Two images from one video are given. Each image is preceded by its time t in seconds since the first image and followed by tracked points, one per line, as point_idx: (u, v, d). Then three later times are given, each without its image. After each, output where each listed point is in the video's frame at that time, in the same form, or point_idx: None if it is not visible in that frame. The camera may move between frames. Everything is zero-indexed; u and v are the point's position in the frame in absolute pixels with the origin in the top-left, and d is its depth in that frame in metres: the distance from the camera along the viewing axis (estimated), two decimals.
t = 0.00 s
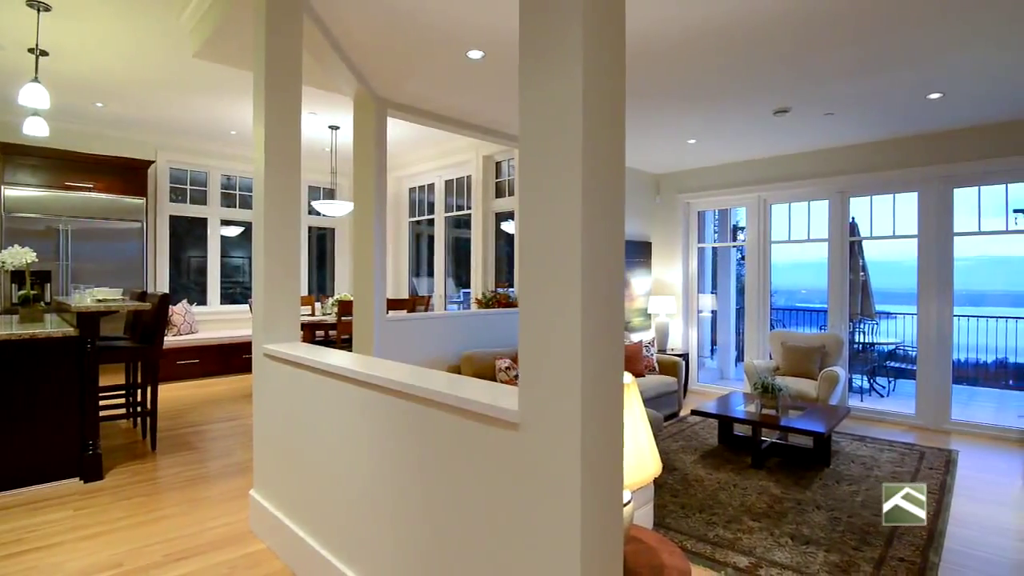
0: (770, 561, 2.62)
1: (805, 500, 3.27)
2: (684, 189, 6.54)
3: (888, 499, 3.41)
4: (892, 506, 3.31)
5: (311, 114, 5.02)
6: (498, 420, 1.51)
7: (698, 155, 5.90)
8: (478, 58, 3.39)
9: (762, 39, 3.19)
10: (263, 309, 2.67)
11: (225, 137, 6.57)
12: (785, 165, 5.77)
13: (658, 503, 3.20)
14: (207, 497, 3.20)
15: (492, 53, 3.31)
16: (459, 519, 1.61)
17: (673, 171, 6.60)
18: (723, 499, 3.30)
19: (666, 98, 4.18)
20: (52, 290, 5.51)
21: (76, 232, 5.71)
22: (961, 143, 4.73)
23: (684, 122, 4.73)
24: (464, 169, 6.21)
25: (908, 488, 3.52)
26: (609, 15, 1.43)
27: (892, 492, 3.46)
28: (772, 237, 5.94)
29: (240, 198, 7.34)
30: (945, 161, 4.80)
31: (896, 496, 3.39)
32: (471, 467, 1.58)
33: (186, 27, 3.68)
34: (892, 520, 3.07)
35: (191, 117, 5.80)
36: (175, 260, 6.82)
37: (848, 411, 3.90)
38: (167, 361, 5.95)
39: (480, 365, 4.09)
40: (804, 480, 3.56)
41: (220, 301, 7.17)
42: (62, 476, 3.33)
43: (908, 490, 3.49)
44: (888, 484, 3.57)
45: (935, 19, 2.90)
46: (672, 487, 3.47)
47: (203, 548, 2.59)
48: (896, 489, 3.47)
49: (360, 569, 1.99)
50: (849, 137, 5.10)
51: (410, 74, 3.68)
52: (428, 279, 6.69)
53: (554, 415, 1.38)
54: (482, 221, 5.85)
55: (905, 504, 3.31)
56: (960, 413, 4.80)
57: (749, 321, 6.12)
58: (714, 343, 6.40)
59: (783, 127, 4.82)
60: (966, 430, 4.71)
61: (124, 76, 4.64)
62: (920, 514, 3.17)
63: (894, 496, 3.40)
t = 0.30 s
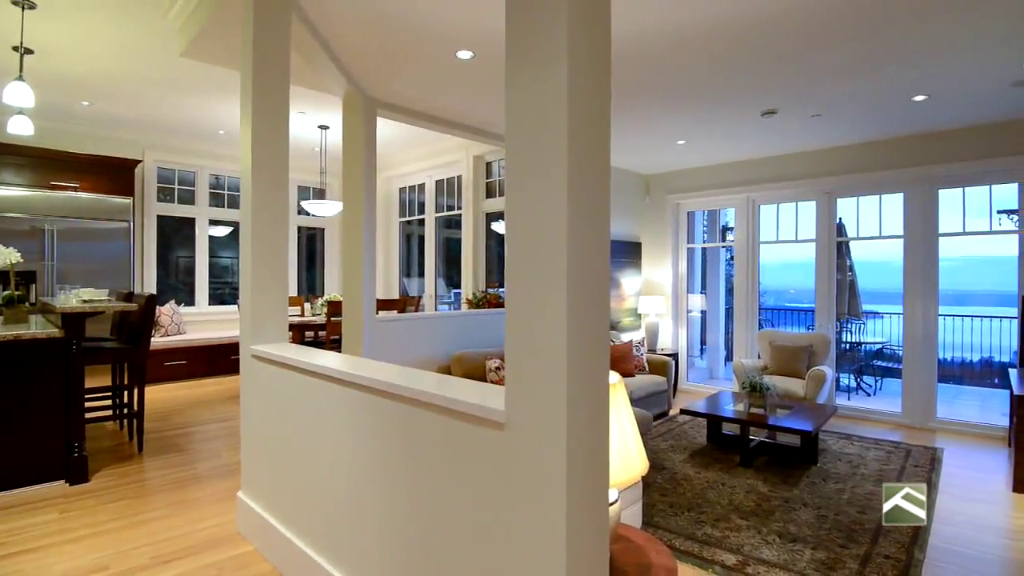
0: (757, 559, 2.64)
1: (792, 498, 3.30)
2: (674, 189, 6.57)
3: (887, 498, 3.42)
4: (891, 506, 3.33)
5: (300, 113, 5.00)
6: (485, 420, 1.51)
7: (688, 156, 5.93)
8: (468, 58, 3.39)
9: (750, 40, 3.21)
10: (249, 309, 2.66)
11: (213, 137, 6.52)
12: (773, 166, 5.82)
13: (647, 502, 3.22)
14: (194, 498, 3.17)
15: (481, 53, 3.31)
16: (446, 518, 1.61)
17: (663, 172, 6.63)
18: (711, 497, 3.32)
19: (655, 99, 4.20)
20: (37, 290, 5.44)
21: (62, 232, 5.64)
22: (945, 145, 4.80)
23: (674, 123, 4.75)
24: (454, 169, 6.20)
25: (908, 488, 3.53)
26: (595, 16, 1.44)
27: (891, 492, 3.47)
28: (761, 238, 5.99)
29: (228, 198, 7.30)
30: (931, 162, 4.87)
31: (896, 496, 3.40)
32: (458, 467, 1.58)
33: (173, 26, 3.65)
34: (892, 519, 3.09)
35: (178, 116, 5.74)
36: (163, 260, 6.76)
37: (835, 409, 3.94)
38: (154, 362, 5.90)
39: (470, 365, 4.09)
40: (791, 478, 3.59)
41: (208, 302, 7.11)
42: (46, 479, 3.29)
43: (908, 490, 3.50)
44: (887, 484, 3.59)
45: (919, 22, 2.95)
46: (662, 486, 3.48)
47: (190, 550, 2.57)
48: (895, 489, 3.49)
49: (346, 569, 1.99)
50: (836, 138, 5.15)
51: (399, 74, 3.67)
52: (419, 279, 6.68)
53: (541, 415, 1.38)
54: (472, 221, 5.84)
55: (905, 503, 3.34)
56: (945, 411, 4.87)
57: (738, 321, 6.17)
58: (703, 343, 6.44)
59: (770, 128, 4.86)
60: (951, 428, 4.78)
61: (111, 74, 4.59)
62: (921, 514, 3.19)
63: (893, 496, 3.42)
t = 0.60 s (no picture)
0: (743, 557, 2.67)
1: (778, 496, 3.33)
2: (662, 190, 6.61)
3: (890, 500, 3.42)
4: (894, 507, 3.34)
5: (288, 113, 4.97)
6: (471, 420, 1.51)
7: (677, 157, 5.96)
8: (457, 58, 3.39)
9: (738, 42, 3.23)
10: (236, 309, 2.64)
11: (200, 136, 6.47)
12: (761, 167, 5.86)
13: (635, 501, 3.23)
14: (180, 501, 3.14)
15: (470, 53, 3.31)
16: (432, 518, 1.61)
17: (651, 173, 6.66)
18: (699, 496, 3.34)
19: (644, 100, 4.22)
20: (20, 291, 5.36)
21: (46, 232, 5.57)
22: (928, 147, 4.88)
23: (663, 125, 4.78)
24: (443, 170, 6.19)
25: (907, 488, 3.53)
26: (580, 17, 1.45)
27: (893, 493, 3.47)
28: (749, 239, 6.03)
29: (215, 198, 7.24)
30: (914, 164, 4.93)
31: (896, 497, 3.41)
32: (444, 467, 1.58)
33: (159, 24, 3.62)
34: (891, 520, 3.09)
35: (165, 115, 5.69)
36: (150, 260, 6.70)
37: (821, 408, 3.97)
38: (139, 364, 5.83)
39: (459, 366, 4.10)
40: (777, 477, 3.62)
41: (195, 303, 7.05)
42: (29, 482, 3.24)
43: (908, 491, 3.50)
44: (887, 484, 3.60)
45: (902, 25, 2.99)
46: (650, 485, 3.50)
47: (175, 553, 2.54)
48: (896, 490, 3.47)
49: (332, 569, 1.98)
50: (823, 140, 5.21)
51: (387, 74, 3.67)
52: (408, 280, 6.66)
53: (525, 415, 1.38)
54: (462, 222, 5.84)
55: (908, 504, 3.33)
56: (930, 409, 4.93)
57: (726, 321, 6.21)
58: (692, 343, 6.47)
59: (758, 130, 4.90)
60: (935, 426, 4.84)
61: (97, 73, 4.54)
62: (922, 515, 3.15)
63: (895, 497, 3.42)
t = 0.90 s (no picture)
0: (729, 554, 2.69)
1: (764, 494, 3.36)
2: (651, 191, 6.65)
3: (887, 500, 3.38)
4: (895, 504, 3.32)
5: (274, 112, 4.95)
6: (455, 419, 1.51)
7: (665, 158, 6.00)
8: (444, 58, 3.39)
9: (724, 45, 3.25)
10: (221, 309, 2.62)
11: (186, 135, 6.41)
12: (748, 168, 5.92)
13: (623, 500, 3.25)
14: (164, 504, 3.11)
15: (458, 53, 3.32)
16: (416, 518, 1.61)
17: (640, 174, 6.70)
18: (686, 494, 3.36)
19: (632, 102, 4.25)
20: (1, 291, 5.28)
21: (28, 232, 5.48)
22: (911, 149, 4.95)
23: (650, 126, 4.80)
24: (432, 170, 6.19)
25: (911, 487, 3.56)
26: (564, 19, 1.45)
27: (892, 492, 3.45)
28: (735, 239, 6.09)
29: (202, 197, 7.18)
30: (898, 166, 5.01)
31: (896, 496, 3.32)
32: (428, 467, 1.58)
33: (143, 22, 3.59)
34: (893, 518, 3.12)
35: (149, 113, 5.62)
36: (135, 260, 6.62)
37: (805, 407, 4.02)
38: (124, 365, 5.76)
39: (447, 366, 4.10)
40: (763, 475, 3.66)
41: (181, 303, 6.98)
42: (9, 485, 3.19)
43: (909, 491, 3.43)
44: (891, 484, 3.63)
45: (884, 28, 3.03)
46: (637, 484, 3.52)
47: (159, 556, 2.52)
48: (896, 489, 3.43)
49: (316, 570, 1.97)
50: (808, 142, 5.27)
51: (375, 74, 3.66)
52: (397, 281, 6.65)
53: (508, 413, 1.39)
54: (451, 222, 5.83)
55: (907, 501, 3.31)
56: (913, 408, 5.00)
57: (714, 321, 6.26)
58: (680, 342, 6.51)
59: (744, 132, 4.95)
60: (918, 424, 4.91)
61: (79, 71, 4.49)
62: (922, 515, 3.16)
63: (895, 496, 3.37)
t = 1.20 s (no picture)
0: (713, 552, 2.72)
1: (748, 492, 3.39)
2: (637, 192, 6.68)
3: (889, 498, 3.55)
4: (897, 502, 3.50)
5: (259, 111, 4.91)
6: (437, 420, 1.51)
7: (651, 159, 6.04)
8: (430, 58, 3.38)
9: (708, 47, 3.28)
10: (204, 309, 2.59)
11: (170, 134, 6.33)
12: (733, 169, 5.97)
13: (609, 499, 3.26)
14: (146, 507, 3.07)
15: (444, 53, 3.31)
16: (399, 519, 1.60)
17: (626, 174, 6.74)
18: (671, 493, 3.39)
19: (618, 103, 4.27)
20: None
21: (8, 232, 5.37)
22: (892, 151, 5.03)
23: (637, 127, 4.83)
24: (419, 170, 6.17)
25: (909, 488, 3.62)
26: (545, 19, 1.46)
27: (893, 491, 3.61)
28: (721, 240, 6.14)
29: (186, 196, 7.09)
30: (879, 167, 5.08)
31: (896, 496, 3.49)
32: (410, 468, 1.57)
33: (123, 19, 3.55)
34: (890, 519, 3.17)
35: (132, 112, 5.55)
36: (117, 261, 6.53)
37: (789, 405, 4.06)
38: (105, 367, 5.67)
39: (434, 366, 4.10)
40: (747, 473, 3.70)
41: (164, 304, 6.90)
42: None
43: (908, 490, 3.60)
44: (888, 483, 3.69)
45: (865, 32, 3.08)
46: (623, 483, 3.54)
47: (140, 560, 2.48)
48: (897, 489, 3.60)
49: (299, 572, 1.96)
50: (791, 144, 5.33)
51: (361, 74, 3.65)
52: (384, 281, 6.63)
53: (491, 412, 1.39)
54: (438, 222, 5.82)
55: (909, 498, 3.50)
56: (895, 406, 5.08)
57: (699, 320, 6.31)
58: (666, 342, 6.55)
59: (729, 133, 5.00)
60: (900, 422, 4.99)
61: (59, 68, 4.42)
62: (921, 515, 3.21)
63: (896, 495, 3.54)
